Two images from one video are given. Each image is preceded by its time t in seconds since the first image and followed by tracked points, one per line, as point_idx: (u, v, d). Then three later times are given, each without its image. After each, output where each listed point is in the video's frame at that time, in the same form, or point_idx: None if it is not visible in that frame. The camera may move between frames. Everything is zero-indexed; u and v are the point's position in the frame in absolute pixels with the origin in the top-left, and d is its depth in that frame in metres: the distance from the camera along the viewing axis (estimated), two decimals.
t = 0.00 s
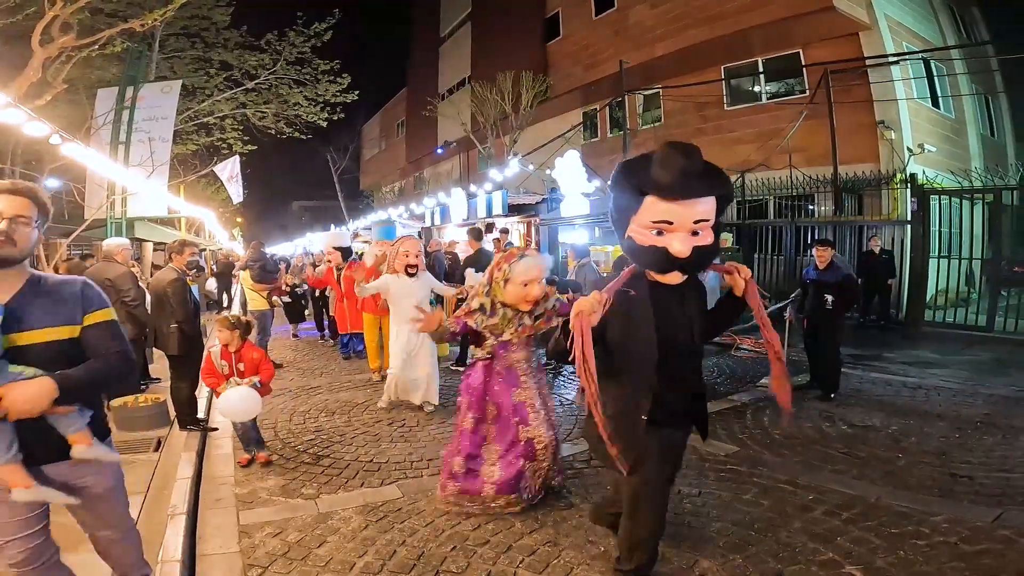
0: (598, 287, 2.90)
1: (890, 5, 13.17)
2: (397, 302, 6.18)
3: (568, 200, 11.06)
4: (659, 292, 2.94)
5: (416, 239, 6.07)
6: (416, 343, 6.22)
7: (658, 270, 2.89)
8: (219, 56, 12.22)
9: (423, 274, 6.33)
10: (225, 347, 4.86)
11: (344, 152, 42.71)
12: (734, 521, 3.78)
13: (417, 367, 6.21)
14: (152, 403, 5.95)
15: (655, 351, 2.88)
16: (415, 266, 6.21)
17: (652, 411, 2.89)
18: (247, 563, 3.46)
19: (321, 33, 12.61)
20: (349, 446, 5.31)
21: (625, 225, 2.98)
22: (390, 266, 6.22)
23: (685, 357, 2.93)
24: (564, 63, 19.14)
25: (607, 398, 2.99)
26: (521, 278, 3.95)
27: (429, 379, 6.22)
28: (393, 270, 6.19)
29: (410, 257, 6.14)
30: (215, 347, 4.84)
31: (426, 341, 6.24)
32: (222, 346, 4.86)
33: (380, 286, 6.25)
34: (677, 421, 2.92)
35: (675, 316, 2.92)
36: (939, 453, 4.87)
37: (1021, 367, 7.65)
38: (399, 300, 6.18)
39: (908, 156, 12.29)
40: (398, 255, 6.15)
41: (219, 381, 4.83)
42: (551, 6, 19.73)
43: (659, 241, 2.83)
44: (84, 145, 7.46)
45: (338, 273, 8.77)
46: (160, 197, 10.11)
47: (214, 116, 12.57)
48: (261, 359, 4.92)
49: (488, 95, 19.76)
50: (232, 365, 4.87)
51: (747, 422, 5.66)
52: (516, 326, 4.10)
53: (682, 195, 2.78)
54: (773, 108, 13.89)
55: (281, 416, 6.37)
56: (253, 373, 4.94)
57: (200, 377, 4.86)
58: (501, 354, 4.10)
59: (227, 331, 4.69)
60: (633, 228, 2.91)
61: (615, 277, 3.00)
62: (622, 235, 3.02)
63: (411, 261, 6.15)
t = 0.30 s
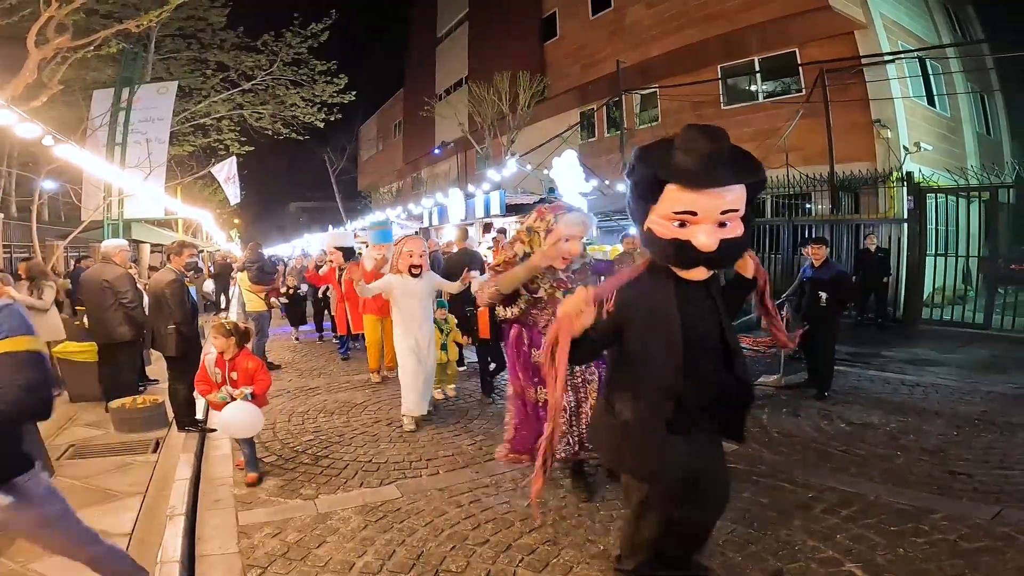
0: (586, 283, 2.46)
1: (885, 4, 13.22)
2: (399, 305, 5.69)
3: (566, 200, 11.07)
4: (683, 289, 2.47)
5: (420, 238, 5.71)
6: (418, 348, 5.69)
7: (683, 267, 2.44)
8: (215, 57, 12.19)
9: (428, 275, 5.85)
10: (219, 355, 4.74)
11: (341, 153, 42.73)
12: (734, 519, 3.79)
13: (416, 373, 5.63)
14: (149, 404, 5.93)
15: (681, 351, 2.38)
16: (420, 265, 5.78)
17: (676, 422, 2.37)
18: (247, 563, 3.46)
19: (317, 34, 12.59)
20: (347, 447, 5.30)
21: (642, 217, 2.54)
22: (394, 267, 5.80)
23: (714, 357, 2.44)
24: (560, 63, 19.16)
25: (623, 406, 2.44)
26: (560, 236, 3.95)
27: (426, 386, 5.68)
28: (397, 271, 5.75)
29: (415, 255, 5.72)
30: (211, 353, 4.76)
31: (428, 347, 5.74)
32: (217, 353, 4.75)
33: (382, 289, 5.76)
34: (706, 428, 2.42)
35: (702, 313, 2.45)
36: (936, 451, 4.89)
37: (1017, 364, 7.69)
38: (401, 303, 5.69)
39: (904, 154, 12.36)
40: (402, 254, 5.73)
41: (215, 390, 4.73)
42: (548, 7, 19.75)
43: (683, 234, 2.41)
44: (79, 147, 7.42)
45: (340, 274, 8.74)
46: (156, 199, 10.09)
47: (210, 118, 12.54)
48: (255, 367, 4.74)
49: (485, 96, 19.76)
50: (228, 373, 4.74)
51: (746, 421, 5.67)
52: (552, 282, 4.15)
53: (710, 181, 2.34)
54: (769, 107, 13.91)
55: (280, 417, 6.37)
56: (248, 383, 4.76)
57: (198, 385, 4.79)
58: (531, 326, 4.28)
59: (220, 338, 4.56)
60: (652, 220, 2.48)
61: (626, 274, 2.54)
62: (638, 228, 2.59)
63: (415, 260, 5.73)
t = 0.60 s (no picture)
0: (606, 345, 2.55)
1: (882, 5, 13.27)
2: (397, 305, 5.68)
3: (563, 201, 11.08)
4: (725, 300, 2.57)
5: (414, 236, 5.71)
6: (419, 350, 5.65)
7: (725, 275, 2.50)
8: (213, 58, 12.18)
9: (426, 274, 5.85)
10: (216, 360, 4.55)
11: (339, 154, 42.72)
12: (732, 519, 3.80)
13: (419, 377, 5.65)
14: (148, 405, 5.93)
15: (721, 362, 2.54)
16: (415, 265, 5.76)
17: (712, 430, 2.56)
18: (246, 565, 3.46)
19: (315, 35, 12.59)
20: (346, 448, 5.31)
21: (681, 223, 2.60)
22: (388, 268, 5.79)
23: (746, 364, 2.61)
24: (558, 64, 19.19)
25: (658, 419, 2.60)
26: (589, 261, 3.62)
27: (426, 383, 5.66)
28: (391, 272, 5.76)
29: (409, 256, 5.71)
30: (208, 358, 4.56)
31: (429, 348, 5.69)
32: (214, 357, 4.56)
33: (381, 291, 5.81)
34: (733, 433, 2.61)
35: (740, 326, 2.58)
36: (933, 451, 4.91)
37: (1013, 364, 7.72)
38: (398, 304, 5.67)
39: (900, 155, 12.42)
40: (395, 255, 5.73)
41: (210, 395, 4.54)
42: (546, 8, 19.77)
43: (724, 240, 2.46)
44: (76, 148, 7.42)
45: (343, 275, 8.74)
46: (154, 200, 10.08)
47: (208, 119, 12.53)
48: (253, 374, 4.55)
49: (483, 97, 19.79)
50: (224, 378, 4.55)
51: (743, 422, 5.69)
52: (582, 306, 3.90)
53: (753, 186, 2.39)
54: (767, 108, 13.95)
55: (278, 418, 6.37)
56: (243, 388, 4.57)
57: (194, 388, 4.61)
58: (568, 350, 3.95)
59: (215, 343, 4.38)
60: (692, 228, 2.54)
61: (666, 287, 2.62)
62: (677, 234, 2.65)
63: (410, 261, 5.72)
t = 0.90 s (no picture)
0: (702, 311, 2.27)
1: (883, 5, 13.28)
2: (397, 306, 5.67)
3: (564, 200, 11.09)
4: (785, 297, 2.39)
5: (412, 234, 5.64)
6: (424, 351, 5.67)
7: (781, 274, 2.35)
8: (214, 57, 12.21)
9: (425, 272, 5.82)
10: (211, 365, 4.51)
11: (340, 153, 42.86)
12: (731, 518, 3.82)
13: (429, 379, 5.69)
14: (150, 403, 5.95)
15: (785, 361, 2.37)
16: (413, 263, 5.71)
17: (780, 431, 2.40)
18: (248, 563, 3.47)
19: (317, 34, 12.60)
20: (347, 446, 5.33)
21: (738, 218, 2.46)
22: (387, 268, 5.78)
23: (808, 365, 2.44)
24: (559, 64, 19.20)
25: (721, 422, 2.42)
26: (625, 250, 3.47)
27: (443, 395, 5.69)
28: (390, 271, 5.73)
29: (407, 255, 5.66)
30: (201, 364, 4.53)
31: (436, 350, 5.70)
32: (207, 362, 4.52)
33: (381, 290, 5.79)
34: (796, 436, 2.46)
35: (803, 325, 2.41)
36: (933, 451, 4.92)
37: (1012, 365, 7.74)
38: (397, 304, 5.66)
39: (901, 155, 12.58)
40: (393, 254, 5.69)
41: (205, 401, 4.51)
42: (547, 8, 19.79)
43: (782, 237, 2.31)
44: (79, 147, 7.45)
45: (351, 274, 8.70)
46: (156, 199, 10.11)
47: (210, 118, 12.55)
48: (250, 377, 4.51)
49: (484, 97, 19.82)
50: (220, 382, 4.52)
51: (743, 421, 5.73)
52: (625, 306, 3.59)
53: (813, 181, 2.26)
54: (768, 108, 13.96)
55: (279, 417, 6.39)
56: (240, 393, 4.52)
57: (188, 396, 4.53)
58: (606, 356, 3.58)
59: (209, 347, 4.35)
60: (748, 224, 2.40)
61: (728, 279, 2.39)
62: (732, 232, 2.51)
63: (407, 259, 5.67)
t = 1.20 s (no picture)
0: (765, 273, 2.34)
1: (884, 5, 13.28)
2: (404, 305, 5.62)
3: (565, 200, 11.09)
4: (821, 293, 2.36)
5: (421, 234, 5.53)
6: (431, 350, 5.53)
7: (821, 269, 2.32)
8: (215, 57, 12.23)
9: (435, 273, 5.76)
10: (188, 374, 4.38)
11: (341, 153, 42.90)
12: (731, 517, 3.84)
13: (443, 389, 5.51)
14: (150, 403, 5.95)
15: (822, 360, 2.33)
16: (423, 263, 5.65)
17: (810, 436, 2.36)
18: (249, 562, 3.48)
19: (317, 34, 12.60)
20: (348, 446, 5.33)
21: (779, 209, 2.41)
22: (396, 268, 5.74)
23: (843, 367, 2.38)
24: (559, 63, 19.19)
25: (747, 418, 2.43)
26: (615, 239, 3.27)
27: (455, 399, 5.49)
28: (399, 271, 5.67)
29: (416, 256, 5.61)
30: (174, 373, 4.38)
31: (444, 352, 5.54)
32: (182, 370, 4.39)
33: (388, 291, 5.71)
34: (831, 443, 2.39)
35: (839, 324, 2.37)
36: (933, 450, 4.92)
37: (1012, 364, 7.75)
38: (405, 303, 5.61)
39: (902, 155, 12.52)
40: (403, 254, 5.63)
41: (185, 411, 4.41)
42: (548, 7, 19.78)
43: (824, 231, 2.28)
44: (81, 147, 7.47)
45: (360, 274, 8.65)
46: (157, 199, 10.12)
47: (211, 118, 12.56)
48: (231, 384, 4.44)
49: (484, 96, 19.83)
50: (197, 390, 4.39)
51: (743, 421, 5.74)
52: (618, 306, 3.36)
53: (862, 176, 2.21)
54: (769, 108, 13.96)
55: (280, 416, 6.40)
56: (221, 402, 4.42)
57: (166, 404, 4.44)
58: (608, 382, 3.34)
59: (185, 354, 4.23)
60: (789, 216, 2.36)
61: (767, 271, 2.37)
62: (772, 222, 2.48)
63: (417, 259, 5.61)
